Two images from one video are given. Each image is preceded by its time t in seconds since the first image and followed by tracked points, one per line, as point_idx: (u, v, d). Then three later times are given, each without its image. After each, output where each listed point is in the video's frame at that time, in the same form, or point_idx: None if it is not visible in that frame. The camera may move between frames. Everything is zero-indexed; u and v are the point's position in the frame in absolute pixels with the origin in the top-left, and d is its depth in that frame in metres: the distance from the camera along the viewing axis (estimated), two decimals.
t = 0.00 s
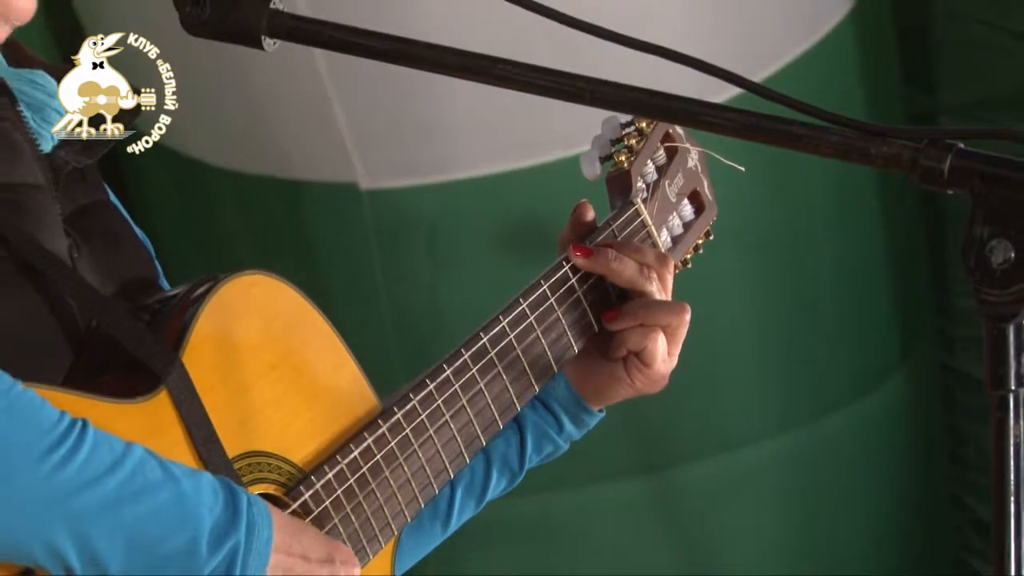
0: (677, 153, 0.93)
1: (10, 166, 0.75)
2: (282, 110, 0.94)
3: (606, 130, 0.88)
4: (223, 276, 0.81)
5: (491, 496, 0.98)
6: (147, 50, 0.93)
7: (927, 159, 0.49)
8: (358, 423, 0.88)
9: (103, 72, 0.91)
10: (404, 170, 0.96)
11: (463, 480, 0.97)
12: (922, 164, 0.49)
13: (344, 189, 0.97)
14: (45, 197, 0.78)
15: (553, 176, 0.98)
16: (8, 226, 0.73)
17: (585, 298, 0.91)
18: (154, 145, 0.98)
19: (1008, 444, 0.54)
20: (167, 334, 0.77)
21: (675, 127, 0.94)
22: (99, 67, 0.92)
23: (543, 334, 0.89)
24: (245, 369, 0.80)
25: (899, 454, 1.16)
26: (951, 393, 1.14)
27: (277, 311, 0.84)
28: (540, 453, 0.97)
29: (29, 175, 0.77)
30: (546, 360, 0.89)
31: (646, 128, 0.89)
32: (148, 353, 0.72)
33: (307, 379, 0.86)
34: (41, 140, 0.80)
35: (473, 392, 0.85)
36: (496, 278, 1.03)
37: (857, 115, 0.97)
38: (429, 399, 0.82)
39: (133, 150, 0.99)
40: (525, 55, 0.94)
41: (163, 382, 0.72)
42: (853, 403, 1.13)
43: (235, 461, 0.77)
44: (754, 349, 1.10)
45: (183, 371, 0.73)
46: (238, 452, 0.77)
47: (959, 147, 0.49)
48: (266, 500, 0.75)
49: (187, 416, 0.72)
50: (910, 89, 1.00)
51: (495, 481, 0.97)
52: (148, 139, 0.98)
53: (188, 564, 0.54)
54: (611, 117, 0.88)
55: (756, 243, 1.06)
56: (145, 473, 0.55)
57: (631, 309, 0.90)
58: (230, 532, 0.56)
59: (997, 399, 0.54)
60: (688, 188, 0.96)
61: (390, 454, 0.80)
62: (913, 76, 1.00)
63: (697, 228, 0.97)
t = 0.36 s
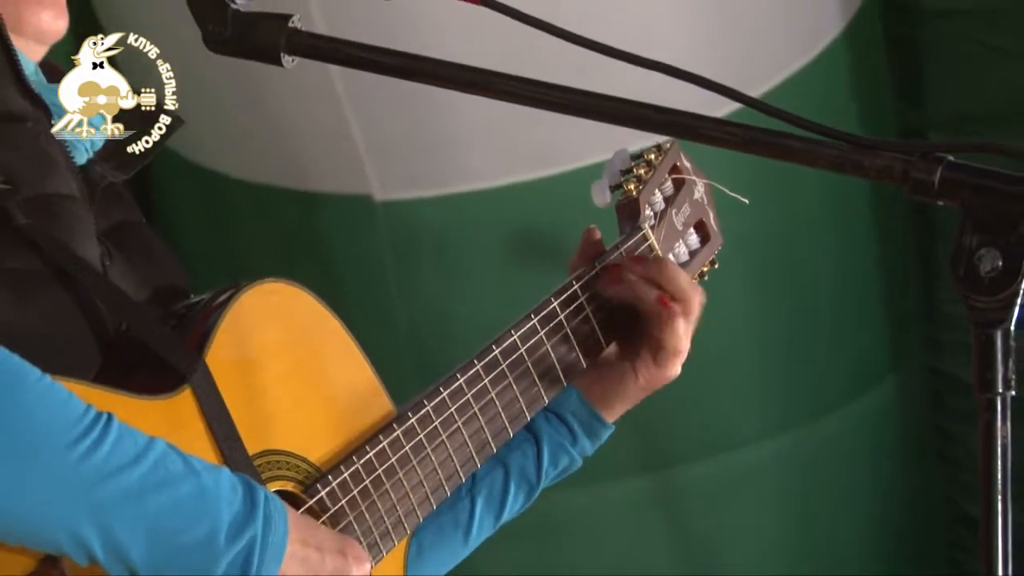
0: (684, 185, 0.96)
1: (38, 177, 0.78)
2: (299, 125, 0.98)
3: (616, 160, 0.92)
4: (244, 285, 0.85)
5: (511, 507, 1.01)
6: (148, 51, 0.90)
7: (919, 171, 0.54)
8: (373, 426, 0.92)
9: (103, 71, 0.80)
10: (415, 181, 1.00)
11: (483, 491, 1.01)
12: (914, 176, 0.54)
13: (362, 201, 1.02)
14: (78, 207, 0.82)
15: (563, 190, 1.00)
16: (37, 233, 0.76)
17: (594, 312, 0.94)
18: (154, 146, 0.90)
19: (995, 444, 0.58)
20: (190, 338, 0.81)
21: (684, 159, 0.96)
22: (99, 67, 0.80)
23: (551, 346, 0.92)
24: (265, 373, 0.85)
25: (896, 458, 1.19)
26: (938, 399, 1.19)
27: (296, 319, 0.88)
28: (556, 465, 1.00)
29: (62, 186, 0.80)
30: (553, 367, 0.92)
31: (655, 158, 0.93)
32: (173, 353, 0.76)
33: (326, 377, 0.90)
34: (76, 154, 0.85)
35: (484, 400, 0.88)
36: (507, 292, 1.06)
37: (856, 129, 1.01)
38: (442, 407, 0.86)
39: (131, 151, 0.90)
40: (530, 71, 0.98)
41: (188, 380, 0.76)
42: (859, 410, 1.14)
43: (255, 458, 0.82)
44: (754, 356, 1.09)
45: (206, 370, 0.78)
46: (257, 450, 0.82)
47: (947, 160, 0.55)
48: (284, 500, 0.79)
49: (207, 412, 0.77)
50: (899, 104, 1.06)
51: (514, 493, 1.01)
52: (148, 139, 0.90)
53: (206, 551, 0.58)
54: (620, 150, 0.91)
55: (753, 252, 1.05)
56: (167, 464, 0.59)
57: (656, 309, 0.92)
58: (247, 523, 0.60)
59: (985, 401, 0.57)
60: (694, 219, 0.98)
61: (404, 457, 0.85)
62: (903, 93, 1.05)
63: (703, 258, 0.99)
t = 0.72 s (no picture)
0: (690, 201, 1.00)
1: (60, 192, 0.81)
2: (310, 140, 1.03)
3: (625, 177, 0.97)
4: (256, 297, 0.89)
5: (521, 509, 1.06)
6: (148, 51, 0.94)
7: (905, 180, 0.55)
8: (378, 432, 0.96)
9: (104, 71, 0.81)
10: (423, 196, 1.04)
11: (495, 493, 1.05)
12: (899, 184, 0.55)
13: (372, 212, 1.07)
14: (97, 222, 0.85)
15: (566, 205, 1.03)
16: (57, 247, 0.79)
17: (597, 321, 0.98)
18: (154, 146, 0.95)
19: (977, 447, 0.56)
20: (203, 347, 0.84)
21: (691, 176, 1.01)
22: (99, 67, 0.81)
23: (557, 357, 0.95)
24: (276, 382, 0.88)
25: (894, 465, 1.20)
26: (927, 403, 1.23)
27: (303, 330, 0.92)
28: (566, 468, 1.04)
29: (84, 203, 0.84)
30: (556, 373, 0.95)
31: (662, 175, 0.97)
32: (185, 363, 0.78)
33: (334, 382, 0.94)
34: (99, 173, 0.88)
35: (489, 408, 0.92)
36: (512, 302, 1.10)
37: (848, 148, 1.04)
38: (448, 415, 0.90)
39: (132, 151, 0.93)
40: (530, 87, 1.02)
41: (199, 391, 0.78)
42: (857, 416, 1.17)
43: (265, 465, 0.84)
44: (748, 361, 1.14)
45: (217, 381, 0.80)
46: (266, 458, 0.85)
47: (932, 171, 0.56)
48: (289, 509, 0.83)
49: (217, 420, 0.79)
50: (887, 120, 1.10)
51: (525, 496, 1.05)
52: (148, 139, 0.94)
53: None
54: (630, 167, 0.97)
55: (745, 257, 1.11)
56: (172, 490, 0.61)
57: (659, 320, 0.97)
58: (247, 549, 0.62)
59: (967, 403, 0.56)
60: (699, 233, 1.03)
61: (409, 463, 0.89)
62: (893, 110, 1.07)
63: (707, 270, 1.04)
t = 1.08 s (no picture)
0: (684, 196, 1.05)
1: (83, 189, 0.83)
2: (321, 151, 1.07)
3: (622, 174, 1.01)
4: (276, 287, 0.93)
5: (525, 490, 1.08)
6: (148, 51, 0.87)
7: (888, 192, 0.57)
8: (388, 422, 1.00)
9: (104, 71, 0.78)
10: (426, 205, 1.09)
11: (499, 474, 1.08)
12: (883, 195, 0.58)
13: (378, 220, 1.11)
14: (118, 217, 0.86)
15: (565, 209, 1.08)
16: (83, 242, 0.82)
17: (598, 310, 1.03)
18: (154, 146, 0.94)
19: (958, 446, 0.61)
20: (223, 335, 0.89)
21: (684, 173, 1.06)
22: (99, 67, 0.78)
23: (560, 347, 1.01)
24: (294, 368, 0.92)
25: (876, 457, 1.27)
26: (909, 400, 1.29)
27: (321, 319, 0.97)
28: (568, 448, 1.08)
29: (105, 198, 0.85)
30: (559, 360, 1.01)
31: (656, 171, 1.02)
32: (209, 353, 0.83)
33: (347, 373, 0.98)
34: (120, 171, 0.92)
35: (496, 394, 0.97)
36: (512, 304, 1.15)
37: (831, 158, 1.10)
38: (458, 400, 0.95)
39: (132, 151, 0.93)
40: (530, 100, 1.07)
41: (220, 377, 0.84)
42: (843, 412, 1.22)
43: (283, 448, 0.89)
44: (741, 359, 1.17)
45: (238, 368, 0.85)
46: (284, 441, 0.89)
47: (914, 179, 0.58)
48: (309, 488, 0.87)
49: (239, 407, 0.84)
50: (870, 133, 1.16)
51: (529, 476, 1.08)
52: (148, 139, 0.94)
53: (237, 536, 0.65)
54: (626, 163, 1.01)
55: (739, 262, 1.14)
56: (199, 458, 0.66)
57: (659, 310, 1.03)
58: (272, 512, 0.67)
59: (949, 404, 0.62)
60: (694, 227, 1.07)
61: (421, 446, 0.93)
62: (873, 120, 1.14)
63: (701, 262, 1.08)
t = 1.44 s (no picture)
0: (677, 201, 1.09)
1: (99, 200, 0.88)
2: (328, 163, 1.11)
3: (617, 181, 1.05)
4: (287, 292, 0.98)
5: (527, 485, 1.13)
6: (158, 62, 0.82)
7: (873, 201, 0.62)
8: (393, 421, 1.05)
9: (104, 71, 0.76)
10: (431, 212, 1.13)
11: (502, 471, 1.12)
12: (868, 205, 0.62)
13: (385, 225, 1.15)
14: (134, 227, 0.92)
15: (564, 217, 1.13)
16: (100, 251, 0.87)
17: (596, 311, 1.08)
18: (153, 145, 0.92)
19: (940, 444, 0.64)
20: (236, 340, 0.93)
21: (677, 179, 1.10)
22: (99, 67, 0.75)
23: (560, 347, 1.05)
24: (304, 370, 0.97)
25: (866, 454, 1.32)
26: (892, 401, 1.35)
27: (329, 323, 1.01)
28: (569, 445, 1.12)
29: (120, 209, 0.91)
30: (558, 362, 1.05)
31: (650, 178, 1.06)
32: (223, 355, 0.88)
33: (354, 375, 1.03)
34: (133, 180, 0.95)
35: (499, 393, 1.02)
36: (513, 307, 1.19)
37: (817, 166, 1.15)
38: (462, 399, 0.99)
39: (132, 150, 0.91)
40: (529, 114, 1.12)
41: (234, 378, 0.88)
42: (831, 412, 1.27)
43: (296, 446, 0.93)
44: (734, 361, 1.22)
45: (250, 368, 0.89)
46: (297, 439, 0.94)
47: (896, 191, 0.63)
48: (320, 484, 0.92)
49: (253, 409, 0.88)
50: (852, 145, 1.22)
51: (531, 471, 1.12)
52: (149, 139, 0.92)
53: (250, 534, 0.70)
54: (620, 170, 1.05)
55: (730, 268, 1.18)
56: (213, 459, 0.71)
57: (655, 310, 1.07)
58: (284, 511, 0.72)
59: (931, 404, 0.65)
60: (686, 231, 1.11)
61: (428, 443, 0.97)
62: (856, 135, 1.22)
63: (693, 265, 1.12)
